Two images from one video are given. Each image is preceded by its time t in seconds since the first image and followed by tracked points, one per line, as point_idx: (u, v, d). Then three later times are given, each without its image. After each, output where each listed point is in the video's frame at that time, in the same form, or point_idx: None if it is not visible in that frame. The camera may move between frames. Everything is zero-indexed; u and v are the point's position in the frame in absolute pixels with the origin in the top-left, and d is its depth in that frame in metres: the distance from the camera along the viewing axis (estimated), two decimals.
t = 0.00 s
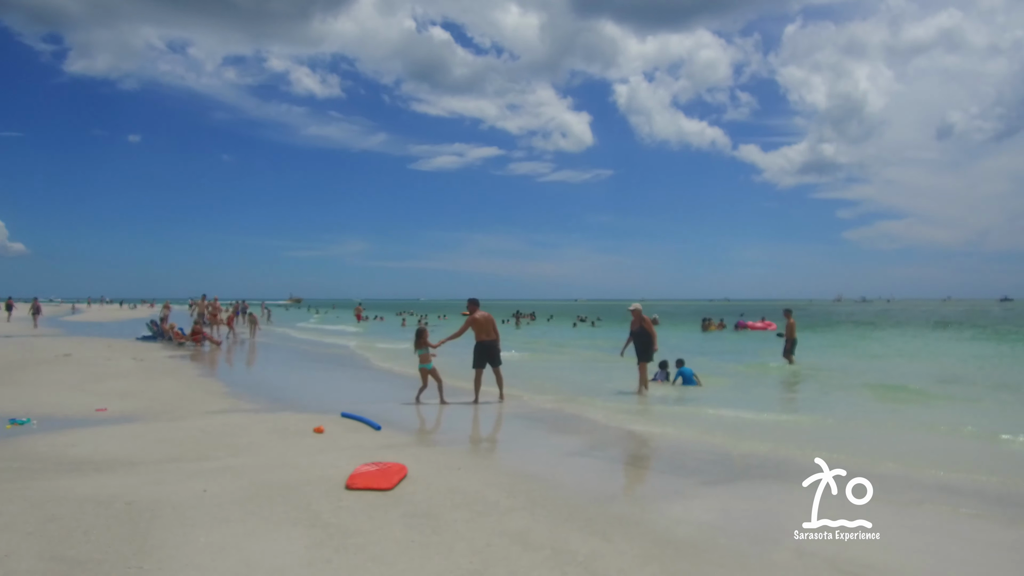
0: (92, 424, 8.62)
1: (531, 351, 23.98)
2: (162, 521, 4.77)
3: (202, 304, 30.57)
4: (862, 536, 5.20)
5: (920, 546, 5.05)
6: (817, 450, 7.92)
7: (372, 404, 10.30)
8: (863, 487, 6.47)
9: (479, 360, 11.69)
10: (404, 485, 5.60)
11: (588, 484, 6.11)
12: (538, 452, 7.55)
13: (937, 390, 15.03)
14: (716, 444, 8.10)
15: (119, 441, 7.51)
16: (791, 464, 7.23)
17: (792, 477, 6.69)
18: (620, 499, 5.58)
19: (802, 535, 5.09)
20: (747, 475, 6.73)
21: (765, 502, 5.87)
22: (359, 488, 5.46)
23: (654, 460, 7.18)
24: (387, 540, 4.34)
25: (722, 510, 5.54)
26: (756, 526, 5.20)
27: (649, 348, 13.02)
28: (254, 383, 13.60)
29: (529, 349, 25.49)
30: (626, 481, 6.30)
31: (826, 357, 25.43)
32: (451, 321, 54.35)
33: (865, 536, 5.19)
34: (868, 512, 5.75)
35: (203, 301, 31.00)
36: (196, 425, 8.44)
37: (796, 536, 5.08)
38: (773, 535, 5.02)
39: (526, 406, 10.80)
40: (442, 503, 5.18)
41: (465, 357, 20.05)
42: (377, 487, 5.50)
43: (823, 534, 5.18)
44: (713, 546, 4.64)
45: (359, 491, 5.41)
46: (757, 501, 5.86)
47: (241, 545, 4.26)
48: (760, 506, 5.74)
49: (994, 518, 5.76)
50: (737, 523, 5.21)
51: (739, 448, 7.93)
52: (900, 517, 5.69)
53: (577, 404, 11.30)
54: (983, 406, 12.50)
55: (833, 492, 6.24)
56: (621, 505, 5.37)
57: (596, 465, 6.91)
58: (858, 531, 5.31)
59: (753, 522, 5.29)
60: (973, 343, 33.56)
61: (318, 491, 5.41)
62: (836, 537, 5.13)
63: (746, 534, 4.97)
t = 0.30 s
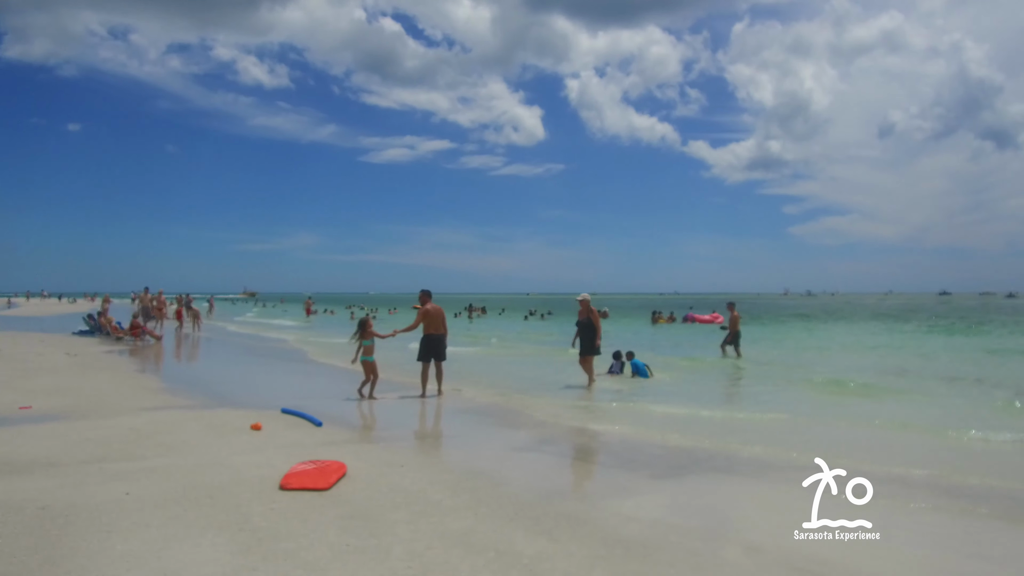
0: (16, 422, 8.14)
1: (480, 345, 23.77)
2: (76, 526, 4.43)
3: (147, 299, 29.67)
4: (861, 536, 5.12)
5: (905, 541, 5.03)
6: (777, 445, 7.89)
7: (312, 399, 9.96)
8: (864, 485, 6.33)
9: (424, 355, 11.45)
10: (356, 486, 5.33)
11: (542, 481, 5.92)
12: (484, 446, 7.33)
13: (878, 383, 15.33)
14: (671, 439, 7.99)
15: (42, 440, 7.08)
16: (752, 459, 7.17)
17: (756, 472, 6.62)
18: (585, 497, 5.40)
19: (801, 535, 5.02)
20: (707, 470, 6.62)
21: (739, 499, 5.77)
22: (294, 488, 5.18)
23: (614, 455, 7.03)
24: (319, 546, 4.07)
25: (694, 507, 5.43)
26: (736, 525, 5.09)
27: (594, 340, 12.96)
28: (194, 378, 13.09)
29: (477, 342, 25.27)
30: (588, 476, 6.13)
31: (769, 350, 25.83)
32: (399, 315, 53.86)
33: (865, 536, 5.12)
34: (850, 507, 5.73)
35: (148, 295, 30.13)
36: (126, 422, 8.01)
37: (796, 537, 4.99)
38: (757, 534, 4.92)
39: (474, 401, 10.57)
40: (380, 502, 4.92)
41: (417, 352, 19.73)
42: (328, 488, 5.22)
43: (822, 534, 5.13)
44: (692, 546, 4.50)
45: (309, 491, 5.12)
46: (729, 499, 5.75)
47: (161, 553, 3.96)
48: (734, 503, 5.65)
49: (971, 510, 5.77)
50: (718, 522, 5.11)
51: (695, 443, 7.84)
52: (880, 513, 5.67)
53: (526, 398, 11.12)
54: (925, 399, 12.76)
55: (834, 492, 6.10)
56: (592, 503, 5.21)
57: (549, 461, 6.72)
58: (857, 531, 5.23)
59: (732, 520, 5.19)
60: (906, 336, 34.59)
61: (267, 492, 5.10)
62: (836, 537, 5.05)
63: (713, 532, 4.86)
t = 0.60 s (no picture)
0: None
1: (447, 340, 23.52)
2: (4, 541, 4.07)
3: (110, 293, 28.92)
4: (861, 536, 5.08)
5: (901, 542, 4.96)
6: (755, 444, 7.79)
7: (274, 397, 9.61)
8: (864, 485, 6.28)
9: (396, 348, 11.15)
10: (324, 490, 5.07)
11: (517, 483, 5.69)
12: (452, 446, 7.09)
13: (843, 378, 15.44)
14: (646, 438, 7.82)
15: None
16: (733, 459, 7.04)
17: (738, 473, 6.48)
18: (566, 500, 5.21)
19: (802, 535, 5.01)
20: (686, 470, 6.45)
21: (727, 500, 5.64)
22: (246, 495, 4.85)
23: (592, 455, 6.84)
24: (267, 561, 3.77)
25: (681, 510, 5.27)
26: (728, 529, 4.97)
27: (558, 333, 12.79)
28: (151, 376, 12.62)
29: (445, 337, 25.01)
30: (566, 478, 5.93)
31: (734, 345, 25.99)
32: (366, 309, 53.34)
33: (863, 536, 5.08)
34: (844, 506, 5.68)
35: (113, 289, 29.36)
36: (74, 423, 7.59)
37: (795, 536, 4.99)
38: (752, 539, 4.81)
39: (442, 398, 10.31)
40: (336, 510, 4.63)
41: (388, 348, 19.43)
42: (294, 495, 4.95)
43: (822, 534, 5.08)
44: (683, 552, 4.36)
45: (274, 498, 4.84)
46: (715, 500, 5.61)
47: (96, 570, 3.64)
48: (723, 504, 5.52)
49: (962, 508, 5.74)
50: (710, 527, 4.97)
51: (671, 441, 7.68)
52: (875, 512, 5.62)
53: (495, 396, 10.89)
54: (891, 394, 12.86)
55: (834, 492, 6.06)
56: (576, 508, 5.01)
57: (522, 461, 6.51)
58: (858, 531, 5.19)
59: (724, 524, 5.07)
60: (866, 331, 35.17)
61: (230, 498, 4.81)
62: (836, 537, 5.03)
63: (700, 538, 4.69)
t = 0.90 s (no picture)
0: None
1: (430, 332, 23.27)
2: None
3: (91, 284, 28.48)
4: (862, 536, 4.93)
5: (903, 541, 4.83)
6: (745, 442, 7.63)
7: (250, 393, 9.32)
8: (864, 485, 6.13)
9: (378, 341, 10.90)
10: (303, 493, 4.82)
11: (505, 483, 5.48)
12: (437, 444, 6.87)
13: (825, 372, 15.36)
14: (634, 435, 7.63)
15: None
16: (725, 457, 6.87)
17: (731, 472, 6.30)
18: (558, 502, 5.00)
19: (802, 535, 4.87)
20: (679, 468, 6.26)
21: (725, 501, 5.46)
22: (219, 498, 4.60)
23: (582, 453, 6.64)
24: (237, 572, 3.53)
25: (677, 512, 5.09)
26: (726, 531, 4.80)
27: (535, 325, 12.59)
28: (128, 370, 12.29)
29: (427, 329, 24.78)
30: (558, 478, 5.72)
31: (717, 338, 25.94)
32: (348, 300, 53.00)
33: (863, 535, 4.93)
34: (842, 505, 5.54)
35: (93, 280, 28.87)
36: (44, 421, 7.29)
37: (796, 536, 4.86)
38: (753, 542, 4.63)
39: (425, 393, 10.08)
40: (312, 514, 4.39)
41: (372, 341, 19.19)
42: (275, 498, 4.71)
43: (822, 535, 4.92)
44: (684, 557, 4.20)
45: (252, 501, 4.60)
46: (712, 501, 5.43)
47: None
48: (719, 505, 5.35)
49: (962, 507, 5.60)
50: (708, 529, 4.79)
51: (660, 438, 7.50)
52: (877, 512, 5.47)
53: (478, 391, 10.67)
54: (881, 389, 12.79)
55: (834, 492, 5.90)
56: (571, 509, 4.82)
57: (510, 460, 6.29)
58: (859, 531, 5.05)
59: (723, 526, 4.90)
60: (845, 323, 35.33)
61: (205, 502, 4.55)
62: (836, 537, 4.88)
63: (698, 543, 4.51)
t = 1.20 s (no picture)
0: None
1: (420, 328, 22.98)
2: None
3: (77, 279, 28.03)
4: (862, 535, 4.80)
5: (918, 546, 4.63)
6: (748, 432, 7.41)
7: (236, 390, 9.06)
8: (864, 485, 5.81)
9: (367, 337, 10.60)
10: (291, 499, 4.53)
11: (504, 485, 5.22)
12: (431, 443, 6.62)
13: (819, 368, 15.21)
14: (633, 431, 7.40)
15: None
16: (726, 450, 6.64)
17: (737, 468, 6.07)
18: (555, 505, 4.77)
19: (801, 536, 4.72)
20: (683, 466, 6.03)
21: (729, 501, 5.26)
22: (203, 505, 4.32)
23: (578, 452, 6.40)
24: None
25: (681, 515, 4.85)
26: (737, 536, 4.58)
27: (524, 320, 12.34)
28: (112, 366, 11.96)
29: (417, 325, 24.49)
30: (554, 479, 5.48)
31: (707, 332, 25.77)
32: (338, 295, 52.58)
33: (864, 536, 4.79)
34: (840, 504, 5.36)
35: (79, 275, 28.45)
36: (21, 420, 6.98)
37: (795, 536, 4.71)
38: (758, 547, 4.43)
39: (416, 390, 9.81)
40: (303, 522, 4.12)
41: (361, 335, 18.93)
42: (263, 503, 4.44)
43: (822, 534, 4.77)
44: (696, 564, 3.98)
45: (240, 508, 4.33)
46: (717, 502, 5.21)
47: None
48: (725, 506, 5.13)
49: (969, 507, 5.41)
50: (719, 535, 4.57)
51: (661, 434, 7.27)
52: (878, 512, 5.29)
53: (470, 387, 10.42)
54: (876, 386, 12.66)
55: (833, 492, 5.63)
56: (575, 514, 4.58)
57: (507, 459, 6.04)
58: (857, 531, 4.92)
59: (731, 530, 4.68)
60: (836, 318, 35.25)
61: (190, 509, 4.28)
62: (837, 538, 4.73)
63: (708, 549, 4.28)
